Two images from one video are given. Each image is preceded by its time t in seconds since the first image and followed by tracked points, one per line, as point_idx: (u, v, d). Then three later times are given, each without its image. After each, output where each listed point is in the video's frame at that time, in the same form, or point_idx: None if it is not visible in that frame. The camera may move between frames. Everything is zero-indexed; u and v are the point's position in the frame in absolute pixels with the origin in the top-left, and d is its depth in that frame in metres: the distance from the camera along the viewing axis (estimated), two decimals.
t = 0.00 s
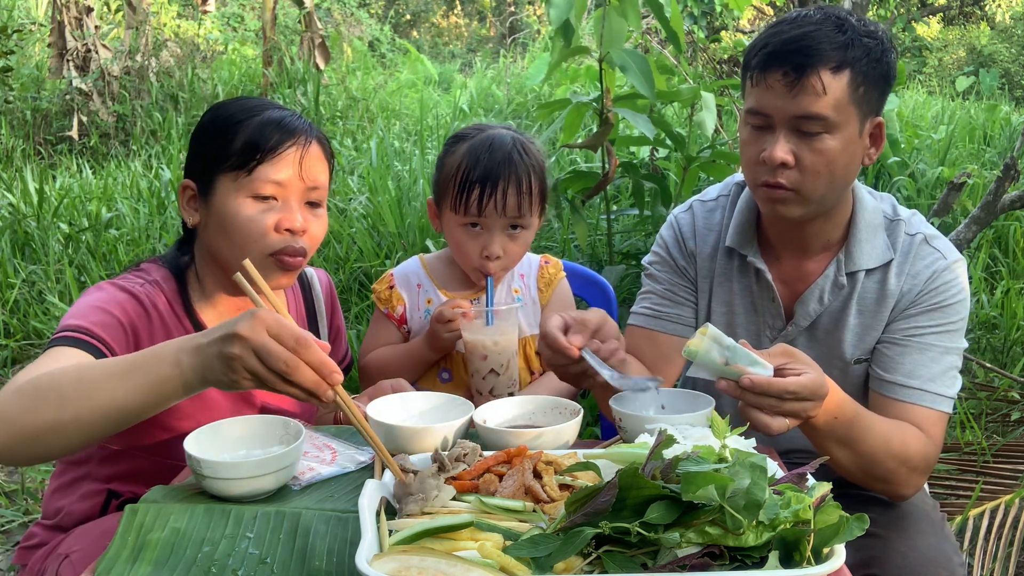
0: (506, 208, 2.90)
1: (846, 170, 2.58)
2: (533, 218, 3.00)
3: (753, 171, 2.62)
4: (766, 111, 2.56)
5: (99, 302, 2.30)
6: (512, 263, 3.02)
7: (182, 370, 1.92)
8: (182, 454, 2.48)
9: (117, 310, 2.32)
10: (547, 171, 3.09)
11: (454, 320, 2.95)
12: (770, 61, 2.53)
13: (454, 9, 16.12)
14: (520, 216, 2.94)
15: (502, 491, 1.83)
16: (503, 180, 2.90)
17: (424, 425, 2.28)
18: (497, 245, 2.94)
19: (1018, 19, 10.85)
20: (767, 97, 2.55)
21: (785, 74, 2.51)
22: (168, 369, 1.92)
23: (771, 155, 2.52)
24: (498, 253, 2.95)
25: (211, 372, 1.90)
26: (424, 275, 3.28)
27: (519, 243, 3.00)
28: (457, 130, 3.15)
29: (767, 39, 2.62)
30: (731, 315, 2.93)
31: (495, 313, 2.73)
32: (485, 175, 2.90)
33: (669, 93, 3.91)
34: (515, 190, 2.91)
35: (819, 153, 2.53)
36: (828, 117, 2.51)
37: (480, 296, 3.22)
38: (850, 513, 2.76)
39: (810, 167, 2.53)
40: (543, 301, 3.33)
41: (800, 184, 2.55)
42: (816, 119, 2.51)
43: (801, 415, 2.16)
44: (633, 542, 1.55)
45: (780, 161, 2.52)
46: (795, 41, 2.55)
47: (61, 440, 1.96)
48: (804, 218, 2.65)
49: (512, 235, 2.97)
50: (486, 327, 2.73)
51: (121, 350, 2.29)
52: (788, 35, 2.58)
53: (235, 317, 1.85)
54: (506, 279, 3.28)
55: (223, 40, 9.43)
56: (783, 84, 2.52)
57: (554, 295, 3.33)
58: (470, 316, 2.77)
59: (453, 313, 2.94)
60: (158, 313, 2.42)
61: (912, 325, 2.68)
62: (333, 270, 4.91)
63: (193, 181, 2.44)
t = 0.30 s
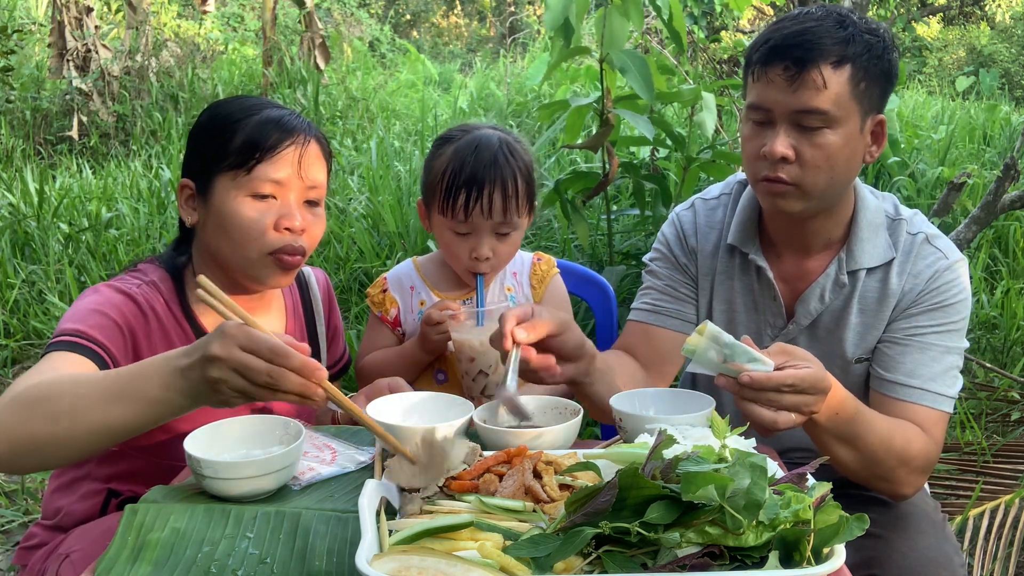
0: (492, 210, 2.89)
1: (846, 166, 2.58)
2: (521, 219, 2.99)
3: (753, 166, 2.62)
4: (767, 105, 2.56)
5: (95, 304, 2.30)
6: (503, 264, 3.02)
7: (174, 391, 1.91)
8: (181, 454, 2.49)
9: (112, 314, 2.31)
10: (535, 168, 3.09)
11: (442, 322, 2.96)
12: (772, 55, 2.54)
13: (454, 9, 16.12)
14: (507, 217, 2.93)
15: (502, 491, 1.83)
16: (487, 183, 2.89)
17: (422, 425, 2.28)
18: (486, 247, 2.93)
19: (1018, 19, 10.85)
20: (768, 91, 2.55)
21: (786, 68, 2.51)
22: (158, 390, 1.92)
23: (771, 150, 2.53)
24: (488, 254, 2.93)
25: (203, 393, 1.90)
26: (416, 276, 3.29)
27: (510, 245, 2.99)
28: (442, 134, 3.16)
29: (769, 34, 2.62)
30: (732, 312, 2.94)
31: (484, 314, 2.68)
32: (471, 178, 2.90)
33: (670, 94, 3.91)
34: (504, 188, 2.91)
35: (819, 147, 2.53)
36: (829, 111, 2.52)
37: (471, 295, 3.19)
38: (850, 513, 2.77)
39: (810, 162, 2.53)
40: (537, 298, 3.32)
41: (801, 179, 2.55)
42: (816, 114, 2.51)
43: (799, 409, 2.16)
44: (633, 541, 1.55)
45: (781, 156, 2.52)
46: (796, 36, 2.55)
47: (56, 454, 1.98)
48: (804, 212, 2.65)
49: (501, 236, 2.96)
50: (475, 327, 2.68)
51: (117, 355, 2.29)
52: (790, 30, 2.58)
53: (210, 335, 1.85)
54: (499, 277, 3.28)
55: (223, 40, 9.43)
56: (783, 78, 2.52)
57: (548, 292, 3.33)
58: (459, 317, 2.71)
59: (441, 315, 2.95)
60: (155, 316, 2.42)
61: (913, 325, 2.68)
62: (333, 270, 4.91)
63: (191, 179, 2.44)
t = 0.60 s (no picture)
0: (489, 223, 2.90)
1: (847, 164, 2.58)
2: (519, 228, 2.99)
3: (753, 164, 2.62)
4: (769, 103, 2.56)
5: (90, 305, 2.29)
6: (502, 270, 3.03)
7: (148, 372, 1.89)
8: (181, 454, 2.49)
9: (107, 315, 2.30)
10: (532, 173, 3.08)
11: (442, 322, 2.96)
12: (773, 53, 2.54)
13: (454, 10, 16.12)
14: (505, 229, 2.93)
15: (502, 491, 1.84)
16: (484, 196, 2.89)
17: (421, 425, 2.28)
18: (485, 257, 2.94)
19: (1018, 19, 10.85)
20: (770, 89, 2.55)
21: (788, 66, 2.51)
22: (128, 370, 1.89)
23: (772, 147, 2.52)
24: (487, 264, 2.96)
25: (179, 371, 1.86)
26: (415, 277, 3.29)
27: (508, 253, 3.00)
28: (438, 140, 3.14)
29: (770, 33, 2.62)
30: (732, 311, 2.94)
31: (484, 313, 2.68)
32: (467, 190, 2.90)
33: (671, 94, 3.90)
34: (502, 195, 2.91)
35: (820, 145, 2.53)
36: (829, 109, 2.51)
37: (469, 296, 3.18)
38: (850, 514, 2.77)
39: (811, 159, 2.53)
40: (536, 297, 3.32)
41: (802, 176, 2.54)
42: (817, 111, 2.52)
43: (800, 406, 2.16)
44: (633, 541, 1.55)
45: (781, 153, 2.52)
46: (798, 34, 2.55)
47: (39, 450, 1.98)
48: (805, 209, 2.64)
49: (499, 246, 2.96)
50: (474, 326, 2.68)
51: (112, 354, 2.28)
52: (791, 28, 2.59)
53: (170, 316, 1.80)
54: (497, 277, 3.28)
55: (223, 41, 9.42)
56: (785, 76, 2.52)
57: (547, 291, 3.33)
58: (458, 317, 2.69)
59: (440, 315, 2.94)
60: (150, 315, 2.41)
61: (913, 324, 2.68)
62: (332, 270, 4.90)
63: (192, 179, 2.44)
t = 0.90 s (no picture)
0: (491, 237, 2.91)
1: (847, 165, 2.58)
2: (519, 240, 3.02)
3: (753, 164, 2.63)
4: (770, 103, 2.56)
5: (76, 314, 2.28)
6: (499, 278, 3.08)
7: (173, 352, 2.03)
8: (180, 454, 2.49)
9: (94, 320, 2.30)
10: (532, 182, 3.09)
11: (442, 324, 2.95)
12: (774, 53, 2.54)
13: (454, 10, 16.12)
14: (506, 242, 2.94)
15: (502, 491, 1.83)
16: (488, 210, 2.88)
17: (421, 425, 2.29)
18: (485, 269, 2.98)
19: (1017, 19, 10.84)
20: (771, 89, 2.55)
21: (789, 65, 2.51)
22: (151, 351, 2.02)
23: (774, 148, 2.52)
24: (487, 276, 2.99)
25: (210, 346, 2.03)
26: (414, 278, 3.29)
27: (507, 264, 3.04)
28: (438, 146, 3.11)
29: (771, 33, 2.63)
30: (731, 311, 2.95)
31: (483, 316, 2.74)
32: (471, 204, 2.89)
33: (671, 94, 3.90)
34: (503, 209, 2.90)
35: (821, 145, 2.53)
36: (831, 109, 2.51)
37: (468, 300, 3.17)
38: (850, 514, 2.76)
39: (812, 159, 2.53)
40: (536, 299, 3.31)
41: (803, 176, 2.55)
42: (818, 111, 2.51)
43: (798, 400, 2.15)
44: (633, 541, 1.55)
45: (783, 153, 2.51)
46: (798, 34, 2.56)
47: (47, 451, 2.00)
48: (804, 209, 2.64)
49: (499, 257, 2.98)
50: (474, 329, 2.74)
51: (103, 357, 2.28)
52: (792, 28, 2.59)
53: (216, 291, 1.98)
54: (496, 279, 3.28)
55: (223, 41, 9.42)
56: (786, 76, 2.51)
57: (546, 293, 3.32)
58: (459, 319, 2.77)
59: (440, 318, 2.93)
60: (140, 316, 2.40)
61: (912, 322, 2.68)
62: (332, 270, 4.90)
63: (201, 182, 2.40)
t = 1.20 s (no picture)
0: (491, 239, 2.91)
1: (849, 166, 2.58)
2: (520, 242, 3.02)
3: (756, 165, 2.62)
4: (772, 104, 2.56)
5: (78, 317, 2.27)
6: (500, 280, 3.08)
7: (192, 368, 2.09)
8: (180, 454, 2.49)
9: (97, 325, 2.30)
10: (532, 185, 3.09)
11: (443, 324, 2.95)
12: (777, 54, 2.53)
13: (454, 9, 16.11)
14: (506, 244, 2.94)
15: (502, 491, 1.83)
16: (488, 213, 2.88)
17: (422, 425, 2.29)
18: (485, 271, 2.97)
19: (1017, 19, 10.84)
20: (773, 90, 2.55)
21: (792, 66, 2.51)
22: (171, 365, 2.08)
23: (778, 149, 2.52)
24: (487, 278, 2.99)
25: (229, 361, 2.10)
26: (414, 279, 3.29)
27: (507, 266, 3.03)
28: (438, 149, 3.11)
29: (774, 33, 2.62)
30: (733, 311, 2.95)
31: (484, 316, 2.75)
32: (471, 206, 2.89)
33: (671, 95, 3.90)
34: (503, 212, 2.90)
35: (825, 146, 2.53)
36: (834, 110, 2.52)
37: (468, 301, 3.17)
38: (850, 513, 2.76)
39: (815, 160, 2.53)
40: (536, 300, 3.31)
41: (807, 177, 2.55)
42: (821, 112, 2.51)
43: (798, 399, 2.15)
44: (633, 541, 1.55)
45: (786, 155, 2.51)
46: (800, 35, 2.56)
47: (53, 462, 2.01)
48: (807, 210, 2.64)
49: (499, 260, 2.98)
50: (475, 330, 2.75)
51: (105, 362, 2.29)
52: (794, 29, 2.59)
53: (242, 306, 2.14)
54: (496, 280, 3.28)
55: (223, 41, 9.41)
56: (789, 77, 2.51)
57: (546, 294, 3.32)
58: (460, 319, 2.78)
59: (441, 318, 2.93)
60: (142, 320, 2.41)
61: (914, 319, 2.68)
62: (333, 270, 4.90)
63: (209, 181, 2.40)
